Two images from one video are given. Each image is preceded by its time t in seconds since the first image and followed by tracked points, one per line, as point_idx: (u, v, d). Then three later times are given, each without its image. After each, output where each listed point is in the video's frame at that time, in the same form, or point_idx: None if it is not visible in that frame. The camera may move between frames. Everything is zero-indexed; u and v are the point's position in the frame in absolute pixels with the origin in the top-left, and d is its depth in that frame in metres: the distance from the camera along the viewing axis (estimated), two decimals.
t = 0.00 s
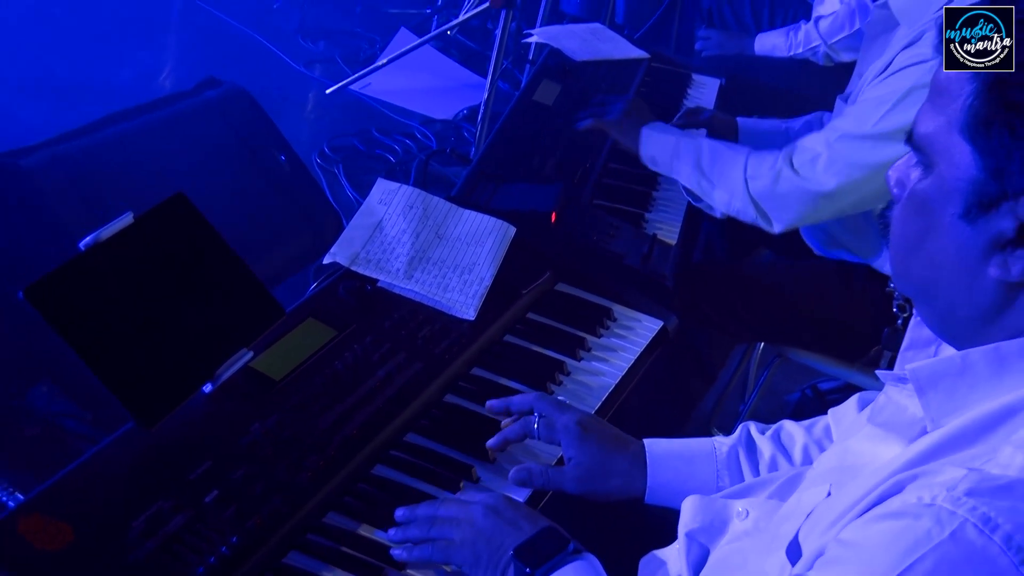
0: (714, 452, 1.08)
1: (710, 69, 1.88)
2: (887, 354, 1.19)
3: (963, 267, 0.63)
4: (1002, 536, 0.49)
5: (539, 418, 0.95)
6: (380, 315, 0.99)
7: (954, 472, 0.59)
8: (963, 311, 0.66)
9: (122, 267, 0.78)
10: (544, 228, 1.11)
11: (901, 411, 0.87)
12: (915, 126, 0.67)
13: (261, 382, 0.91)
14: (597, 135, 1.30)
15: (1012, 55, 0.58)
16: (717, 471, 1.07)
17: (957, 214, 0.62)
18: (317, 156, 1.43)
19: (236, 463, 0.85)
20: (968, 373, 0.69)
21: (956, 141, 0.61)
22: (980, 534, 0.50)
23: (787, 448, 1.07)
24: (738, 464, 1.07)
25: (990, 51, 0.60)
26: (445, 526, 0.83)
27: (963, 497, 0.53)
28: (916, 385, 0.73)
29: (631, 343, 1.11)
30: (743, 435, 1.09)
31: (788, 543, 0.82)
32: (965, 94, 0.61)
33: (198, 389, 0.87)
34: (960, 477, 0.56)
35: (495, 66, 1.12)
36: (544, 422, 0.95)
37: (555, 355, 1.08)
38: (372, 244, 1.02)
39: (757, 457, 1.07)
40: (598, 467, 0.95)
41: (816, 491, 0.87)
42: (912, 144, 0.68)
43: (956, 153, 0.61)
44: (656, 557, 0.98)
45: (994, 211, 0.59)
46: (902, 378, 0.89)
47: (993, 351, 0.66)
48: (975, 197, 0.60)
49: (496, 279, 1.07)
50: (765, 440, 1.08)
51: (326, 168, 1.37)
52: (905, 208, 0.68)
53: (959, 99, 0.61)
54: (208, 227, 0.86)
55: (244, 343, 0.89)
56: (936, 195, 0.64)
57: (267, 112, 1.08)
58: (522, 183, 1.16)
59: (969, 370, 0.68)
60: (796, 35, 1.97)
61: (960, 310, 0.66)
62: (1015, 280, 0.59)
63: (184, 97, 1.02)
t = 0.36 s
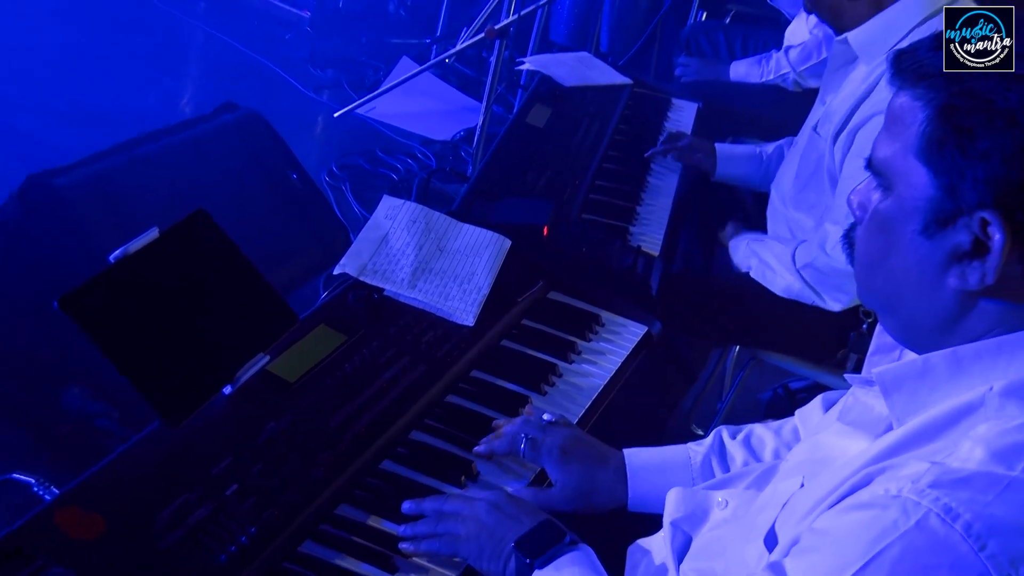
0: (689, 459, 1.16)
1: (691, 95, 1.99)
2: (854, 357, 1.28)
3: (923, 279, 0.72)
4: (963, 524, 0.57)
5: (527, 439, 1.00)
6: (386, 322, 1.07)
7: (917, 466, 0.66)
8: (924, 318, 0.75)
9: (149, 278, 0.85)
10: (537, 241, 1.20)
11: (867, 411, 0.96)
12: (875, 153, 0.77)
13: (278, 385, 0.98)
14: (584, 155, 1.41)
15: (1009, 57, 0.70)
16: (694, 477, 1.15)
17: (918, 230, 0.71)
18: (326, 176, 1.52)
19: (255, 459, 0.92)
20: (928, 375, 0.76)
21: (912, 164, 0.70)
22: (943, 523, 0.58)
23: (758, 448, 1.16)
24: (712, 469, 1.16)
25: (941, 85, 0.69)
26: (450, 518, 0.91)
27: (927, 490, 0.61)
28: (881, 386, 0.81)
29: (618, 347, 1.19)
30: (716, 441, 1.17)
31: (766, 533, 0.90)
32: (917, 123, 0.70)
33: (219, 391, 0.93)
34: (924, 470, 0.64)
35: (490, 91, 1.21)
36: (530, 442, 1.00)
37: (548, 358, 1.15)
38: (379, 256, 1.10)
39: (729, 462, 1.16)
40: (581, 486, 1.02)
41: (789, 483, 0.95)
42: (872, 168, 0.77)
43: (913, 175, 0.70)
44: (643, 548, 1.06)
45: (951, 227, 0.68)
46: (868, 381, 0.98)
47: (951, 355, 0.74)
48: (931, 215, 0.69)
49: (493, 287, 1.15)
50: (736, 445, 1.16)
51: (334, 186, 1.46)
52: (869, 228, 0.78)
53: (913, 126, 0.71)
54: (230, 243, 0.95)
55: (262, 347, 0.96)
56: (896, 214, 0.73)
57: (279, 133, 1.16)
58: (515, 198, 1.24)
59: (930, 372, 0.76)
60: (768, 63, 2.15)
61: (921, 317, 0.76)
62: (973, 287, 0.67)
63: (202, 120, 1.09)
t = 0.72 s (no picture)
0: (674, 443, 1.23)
1: (676, 117, 2.10)
2: (826, 361, 1.38)
3: (890, 288, 0.80)
4: (930, 517, 0.63)
5: (523, 427, 1.08)
6: (393, 328, 1.14)
7: (888, 464, 0.74)
8: (892, 326, 0.83)
9: (176, 289, 0.92)
10: (533, 252, 1.28)
11: (841, 411, 1.04)
12: (845, 173, 0.86)
13: (292, 387, 1.05)
14: (576, 174, 1.51)
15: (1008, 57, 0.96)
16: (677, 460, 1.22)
17: (885, 243, 0.79)
18: (334, 193, 1.61)
19: (272, 456, 0.99)
20: (898, 379, 0.84)
21: (880, 183, 0.79)
22: (913, 515, 0.64)
23: (739, 439, 1.23)
24: (695, 455, 1.23)
25: (905, 110, 0.77)
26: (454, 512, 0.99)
27: (897, 485, 0.67)
28: (854, 390, 0.88)
29: (609, 350, 1.27)
30: (701, 430, 1.25)
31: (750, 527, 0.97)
32: (883, 144, 0.79)
33: (238, 393, 1.00)
34: (895, 468, 0.71)
35: (488, 113, 1.29)
36: (526, 427, 1.08)
37: (544, 361, 1.23)
38: (386, 267, 1.18)
39: (712, 449, 1.23)
40: (579, 463, 1.12)
41: (770, 479, 1.03)
42: (844, 187, 0.86)
43: (880, 193, 0.79)
44: (633, 539, 1.13)
45: (915, 240, 0.76)
46: (841, 385, 1.07)
47: (917, 360, 0.82)
48: (898, 229, 0.77)
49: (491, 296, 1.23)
50: (720, 433, 1.23)
51: (343, 202, 1.55)
52: (841, 242, 0.86)
53: (880, 147, 0.79)
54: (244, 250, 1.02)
55: (278, 351, 1.03)
56: (865, 228, 0.82)
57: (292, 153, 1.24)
58: (514, 213, 1.33)
59: (899, 376, 0.84)
60: (744, 87, 2.24)
61: (889, 326, 0.84)
62: (937, 295, 0.75)
63: (219, 141, 1.16)
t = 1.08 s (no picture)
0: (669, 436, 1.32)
1: (662, 138, 2.21)
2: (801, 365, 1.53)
3: (861, 302, 0.89)
4: (897, 513, 0.74)
5: (544, 409, 1.21)
6: (399, 334, 1.23)
7: (859, 463, 0.84)
8: (863, 336, 0.93)
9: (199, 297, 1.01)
10: (527, 262, 1.38)
11: (816, 413, 1.14)
12: (817, 194, 0.94)
13: (306, 388, 1.13)
14: (567, 190, 1.62)
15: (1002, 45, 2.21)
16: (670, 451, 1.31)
17: (856, 262, 0.88)
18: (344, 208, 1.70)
19: (287, 452, 1.06)
20: (868, 385, 0.95)
21: (850, 206, 0.87)
22: (881, 511, 0.75)
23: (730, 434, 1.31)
24: (687, 447, 1.32)
25: (871, 139, 0.84)
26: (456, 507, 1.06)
27: (867, 484, 0.78)
28: (830, 395, 0.99)
29: (598, 354, 1.36)
30: (696, 425, 1.34)
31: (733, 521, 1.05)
32: (851, 171, 0.87)
33: (256, 393, 1.08)
34: (865, 468, 0.82)
35: (485, 133, 1.38)
36: (549, 403, 1.22)
37: (540, 365, 1.31)
38: (392, 276, 1.27)
39: (704, 443, 1.32)
40: (588, 444, 1.22)
41: (750, 476, 1.12)
42: (817, 208, 0.94)
43: (852, 215, 0.87)
44: (622, 530, 1.21)
45: (884, 258, 0.85)
46: (815, 390, 1.16)
47: (887, 368, 0.93)
48: (866, 248, 0.86)
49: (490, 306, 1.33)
50: (713, 428, 1.32)
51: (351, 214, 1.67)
52: (815, 258, 0.95)
53: (850, 171, 0.87)
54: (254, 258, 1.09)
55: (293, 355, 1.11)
56: (839, 247, 0.90)
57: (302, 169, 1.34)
58: (510, 226, 1.42)
59: (869, 382, 0.95)
60: (722, 109, 2.41)
61: (860, 331, 0.92)
62: (904, 309, 0.85)
63: (239, 160, 1.33)
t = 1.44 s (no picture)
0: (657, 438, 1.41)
1: (649, 156, 2.32)
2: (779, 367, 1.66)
3: (835, 312, 0.97)
4: (869, 507, 0.82)
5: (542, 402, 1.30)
6: (406, 337, 1.33)
7: (834, 462, 0.92)
8: (835, 343, 1.01)
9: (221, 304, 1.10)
10: (524, 272, 1.48)
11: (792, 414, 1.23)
12: (795, 211, 1.03)
13: (320, 388, 1.20)
14: (561, 205, 1.74)
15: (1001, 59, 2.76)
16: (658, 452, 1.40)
17: (829, 274, 0.96)
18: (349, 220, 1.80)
19: (302, 447, 1.13)
20: (842, 388, 1.04)
21: (825, 223, 0.96)
22: (854, 506, 0.83)
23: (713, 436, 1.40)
24: (674, 448, 1.41)
25: (845, 161, 0.93)
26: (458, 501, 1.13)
27: (842, 480, 0.86)
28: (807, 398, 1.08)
29: (590, 356, 1.46)
30: (681, 429, 1.43)
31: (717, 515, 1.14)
32: (827, 191, 0.95)
33: (273, 392, 1.17)
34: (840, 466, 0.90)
35: (485, 151, 1.48)
36: (547, 405, 1.30)
37: (536, 367, 1.40)
38: (400, 284, 1.38)
39: (688, 444, 1.41)
40: (578, 444, 1.29)
41: (731, 473, 1.21)
42: (794, 224, 1.03)
43: (827, 231, 0.95)
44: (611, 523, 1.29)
45: (855, 271, 0.93)
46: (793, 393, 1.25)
47: (858, 372, 1.01)
48: (839, 261, 0.94)
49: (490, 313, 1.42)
50: (697, 430, 1.41)
51: (360, 226, 1.87)
52: (793, 269, 1.03)
53: (825, 191, 0.96)
54: (270, 264, 1.19)
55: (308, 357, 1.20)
56: (815, 261, 0.98)
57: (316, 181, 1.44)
58: (507, 238, 1.54)
59: (843, 386, 1.04)
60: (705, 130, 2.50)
61: (833, 338, 1.01)
62: (873, 319, 0.94)
63: (262, 172, 1.47)
